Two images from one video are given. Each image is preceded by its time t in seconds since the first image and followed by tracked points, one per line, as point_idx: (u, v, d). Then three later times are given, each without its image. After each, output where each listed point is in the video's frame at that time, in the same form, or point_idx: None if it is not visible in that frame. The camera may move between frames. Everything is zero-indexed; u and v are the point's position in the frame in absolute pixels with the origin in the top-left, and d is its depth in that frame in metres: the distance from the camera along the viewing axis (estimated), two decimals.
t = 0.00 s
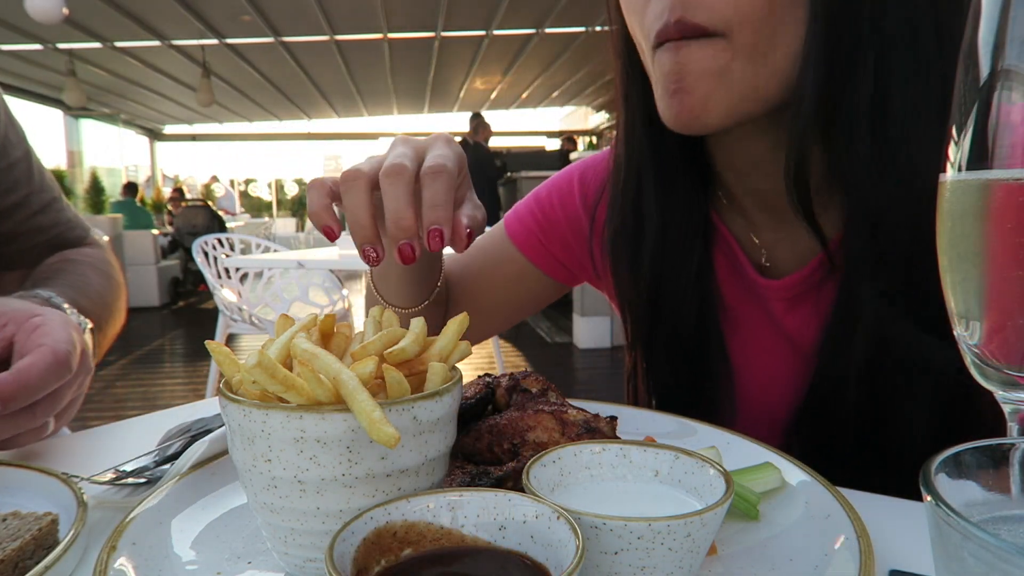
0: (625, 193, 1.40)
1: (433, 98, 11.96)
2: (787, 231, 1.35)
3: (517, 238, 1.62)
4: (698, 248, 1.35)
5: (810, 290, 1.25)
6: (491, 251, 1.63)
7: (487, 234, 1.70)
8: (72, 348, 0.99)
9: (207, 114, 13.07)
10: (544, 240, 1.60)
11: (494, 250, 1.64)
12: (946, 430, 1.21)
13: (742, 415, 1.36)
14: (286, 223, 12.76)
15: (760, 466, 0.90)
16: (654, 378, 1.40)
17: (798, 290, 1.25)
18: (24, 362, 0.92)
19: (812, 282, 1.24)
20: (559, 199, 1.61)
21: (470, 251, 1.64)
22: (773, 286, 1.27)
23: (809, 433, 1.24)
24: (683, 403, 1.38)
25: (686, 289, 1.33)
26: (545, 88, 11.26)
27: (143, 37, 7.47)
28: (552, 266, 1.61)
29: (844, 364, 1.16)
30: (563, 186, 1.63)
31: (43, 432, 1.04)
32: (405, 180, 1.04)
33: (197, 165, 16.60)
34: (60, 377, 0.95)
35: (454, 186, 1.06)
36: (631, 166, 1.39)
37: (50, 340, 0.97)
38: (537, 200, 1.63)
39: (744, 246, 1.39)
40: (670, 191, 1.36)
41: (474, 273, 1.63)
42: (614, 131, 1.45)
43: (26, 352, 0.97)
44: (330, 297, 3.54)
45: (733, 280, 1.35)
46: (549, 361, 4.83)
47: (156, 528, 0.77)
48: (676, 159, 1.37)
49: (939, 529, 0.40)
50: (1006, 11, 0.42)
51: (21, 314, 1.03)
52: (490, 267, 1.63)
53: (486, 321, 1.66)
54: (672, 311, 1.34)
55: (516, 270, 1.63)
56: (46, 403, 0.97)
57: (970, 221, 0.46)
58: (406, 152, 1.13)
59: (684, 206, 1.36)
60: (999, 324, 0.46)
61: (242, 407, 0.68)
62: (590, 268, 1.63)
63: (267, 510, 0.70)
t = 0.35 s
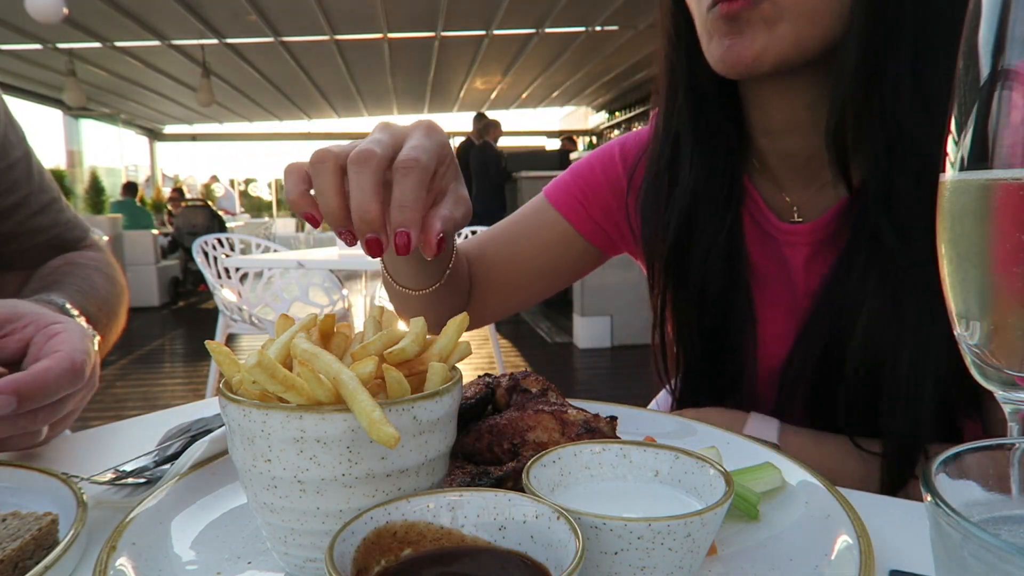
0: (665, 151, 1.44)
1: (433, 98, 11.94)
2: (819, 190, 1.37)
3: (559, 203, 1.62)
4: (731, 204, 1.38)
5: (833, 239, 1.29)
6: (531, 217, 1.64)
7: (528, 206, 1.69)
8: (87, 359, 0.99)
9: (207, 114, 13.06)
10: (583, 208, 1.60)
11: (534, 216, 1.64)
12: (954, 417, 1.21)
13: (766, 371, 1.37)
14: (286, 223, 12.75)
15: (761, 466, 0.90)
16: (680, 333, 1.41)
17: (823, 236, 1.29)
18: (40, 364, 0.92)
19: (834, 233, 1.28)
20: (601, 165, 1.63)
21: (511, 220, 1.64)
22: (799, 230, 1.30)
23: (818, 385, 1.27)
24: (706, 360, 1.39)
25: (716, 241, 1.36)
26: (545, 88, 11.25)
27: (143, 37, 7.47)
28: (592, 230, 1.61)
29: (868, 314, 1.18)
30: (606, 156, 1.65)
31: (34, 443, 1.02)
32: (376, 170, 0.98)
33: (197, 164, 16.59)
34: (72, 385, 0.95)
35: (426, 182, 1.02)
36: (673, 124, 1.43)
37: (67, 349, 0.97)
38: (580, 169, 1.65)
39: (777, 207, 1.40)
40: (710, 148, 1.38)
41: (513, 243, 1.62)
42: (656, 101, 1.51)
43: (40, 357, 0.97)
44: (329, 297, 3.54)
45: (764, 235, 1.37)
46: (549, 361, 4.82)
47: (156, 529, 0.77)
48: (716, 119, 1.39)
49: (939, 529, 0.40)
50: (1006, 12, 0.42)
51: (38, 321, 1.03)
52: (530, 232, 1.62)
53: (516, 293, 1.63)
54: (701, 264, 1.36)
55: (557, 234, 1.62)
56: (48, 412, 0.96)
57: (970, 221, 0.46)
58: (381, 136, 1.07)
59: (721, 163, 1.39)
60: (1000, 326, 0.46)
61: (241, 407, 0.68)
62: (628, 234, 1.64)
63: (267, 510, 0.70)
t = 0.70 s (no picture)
0: (697, 143, 1.40)
1: (433, 98, 11.94)
2: (845, 187, 1.33)
3: (572, 207, 1.61)
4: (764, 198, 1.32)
5: (863, 242, 1.25)
6: (547, 225, 1.63)
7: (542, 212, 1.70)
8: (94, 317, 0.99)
9: (207, 114, 13.06)
10: (598, 207, 1.59)
11: (552, 220, 1.63)
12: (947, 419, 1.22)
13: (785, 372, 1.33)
14: (286, 223, 12.74)
15: (761, 466, 0.90)
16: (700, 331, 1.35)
17: (852, 239, 1.24)
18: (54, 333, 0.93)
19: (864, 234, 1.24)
20: (613, 164, 1.60)
21: (525, 227, 1.65)
22: (828, 230, 1.25)
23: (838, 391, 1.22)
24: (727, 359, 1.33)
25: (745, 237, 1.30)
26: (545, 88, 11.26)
27: (143, 37, 7.47)
28: (606, 233, 1.60)
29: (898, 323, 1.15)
30: (616, 155, 1.61)
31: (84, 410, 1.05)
32: (368, 210, 0.99)
33: (197, 165, 16.59)
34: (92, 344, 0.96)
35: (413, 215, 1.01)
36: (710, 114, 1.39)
37: (73, 313, 0.97)
38: (592, 169, 1.63)
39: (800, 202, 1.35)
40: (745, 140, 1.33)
41: (527, 252, 1.62)
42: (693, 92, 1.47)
43: (51, 326, 0.97)
44: (329, 297, 3.54)
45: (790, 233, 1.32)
46: (549, 361, 4.82)
47: (156, 528, 0.77)
48: (752, 110, 1.34)
49: (939, 529, 0.40)
50: (1007, 12, 0.42)
51: (31, 301, 1.02)
52: (546, 239, 1.62)
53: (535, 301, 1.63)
54: (730, 260, 1.30)
55: (573, 240, 1.61)
56: (80, 373, 0.98)
57: (969, 221, 0.46)
58: (380, 168, 1.09)
59: (754, 156, 1.33)
60: (1000, 325, 0.46)
61: (242, 407, 0.68)
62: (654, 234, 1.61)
63: (267, 510, 0.70)
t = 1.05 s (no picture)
0: (709, 150, 1.38)
1: (433, 98, 11.94)
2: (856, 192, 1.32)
3: (578, 220, 1.61)
4: (779, 202, 1.30)
5: (878, 247, 1.23)
6: (554, 236, 1.63)
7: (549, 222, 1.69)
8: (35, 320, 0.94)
9: (207, 114, 13.06)
10: (605, 218, 1.59)
11: (558, 230, 1.63)
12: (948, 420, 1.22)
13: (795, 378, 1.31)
14: (286, 223, 12.75)
15: (761, 467, 0.90)
16: (713, 337, 1.33)
17: (867, 244, 1.23)
18: None
19: (878, 239, 1.23)
20: (620, 172, 1.59)
21: (530, 240, 1.64)
22: (841, 239, 1.24)
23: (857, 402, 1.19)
24: (742, 365, 1.30)
25: (760, 241, 1.28)
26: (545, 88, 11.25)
27: (143, 37, 7.47)
28: (613, 244, 1.60)
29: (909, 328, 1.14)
30: (624, 162, 1.60)
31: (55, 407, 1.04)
32: (366, 268, 0.99)
33: (197, 165, 16.60)
34: (29, 352, 0.91)
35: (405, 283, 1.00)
36: (722, 119, 1.37)
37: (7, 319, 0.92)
38: (599, 177, 1.62)
39: (810, 207, 1.34)
40: (761, 143, 1.31)
41: (534, 267, 1.62)
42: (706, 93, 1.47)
43: None
44: (329, 297, 3.54)
45: (802, 238, 1.31)
46: (549, 361, 4.82)
47: (156, 528, 0.77)
48: (768, 113, 1.32)
49: (939, 529, 0.40)
50: (1006, 12, 0.42)
51: None
52: (554, 249, 1.62)
53: (543, 311, 1.63)
54: (744, 265, 1.28)
55: (580, 252, 1.61)
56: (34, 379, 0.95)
57: (968, 220, 0.46)
58: (389, 225, 1.09)
59: (769, 161, 1.31)
60: (1001, 323, 0.46)
61: (241, 407, 0.68)
62: (661, 243, 1.60)
63: (267, 510, 0.70)
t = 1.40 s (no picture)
0: (713, 154, 1.38)
1: (433, 98, 11.93)
2: (861, 196, 1.32)
3: (579, 223, 1.61)
4: (782, 206, 1.30)
5: (882, 251, 1.24)
6: (554, 239, 1.63)
7: (549, 225, 1.68)
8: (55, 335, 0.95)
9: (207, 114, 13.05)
10: (606, 222, 1.59)
11: (558, 234, 1.63)
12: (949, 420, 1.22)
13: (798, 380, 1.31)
14: (286, 223, 12.74)
15: (760, 467, 0.90)
16: (717, 343, 1.32)
17: (873, 248, 1.23)
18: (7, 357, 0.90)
19: (883, 243, 1.23)
20: (621, 176, 1.59)
21: (531, 244, 1.64)
22: (848, 244, 1.24)
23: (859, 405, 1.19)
24: (744, 368, 1.30)
25: (763, 245, 1.28)
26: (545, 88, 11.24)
27: (143, 37, 7.46)
28: (615, 248, 1.60)
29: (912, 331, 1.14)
30: (625, 165, 1.60)
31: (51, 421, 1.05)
32: (371, 269, 1.00)
33: (198, 165, 16.61)
34: (49, 366, 0.93)
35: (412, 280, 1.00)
36: (725, 123, 1.37)
37: (31, 331, 0.94)
38: (600, 181, 1.62)
39: (814, 212, 1.35)
40: (764, 148, 1.32)
41: (535, 269, 1.62)
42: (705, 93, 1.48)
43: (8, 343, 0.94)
44: (329, 297, 3.54)
45: (806, 243, 1.31)
46: (549, 361, 4.82)
47: (157, 528, 0.77)
48: (771, 116, 1.33)
49: (939, 530, 0.40)
50: (1006, 13, 0.42)
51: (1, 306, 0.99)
52: (554, 253, 1.62)
53: (544, 315, 1.63)
54: (747, 268, 1.28)
55: (581, 256, 1.62)
56: (44, 392, 0.96)
57: (967, 220, 0.46)
58: (393, 225, 1.09)
59: (773, 166, 1.31)
60: (1000, 323, 0.46)
61: (241, 407, 0.68)
62: (662, 246, 1.60)
63: (267, 510, 0.70)
